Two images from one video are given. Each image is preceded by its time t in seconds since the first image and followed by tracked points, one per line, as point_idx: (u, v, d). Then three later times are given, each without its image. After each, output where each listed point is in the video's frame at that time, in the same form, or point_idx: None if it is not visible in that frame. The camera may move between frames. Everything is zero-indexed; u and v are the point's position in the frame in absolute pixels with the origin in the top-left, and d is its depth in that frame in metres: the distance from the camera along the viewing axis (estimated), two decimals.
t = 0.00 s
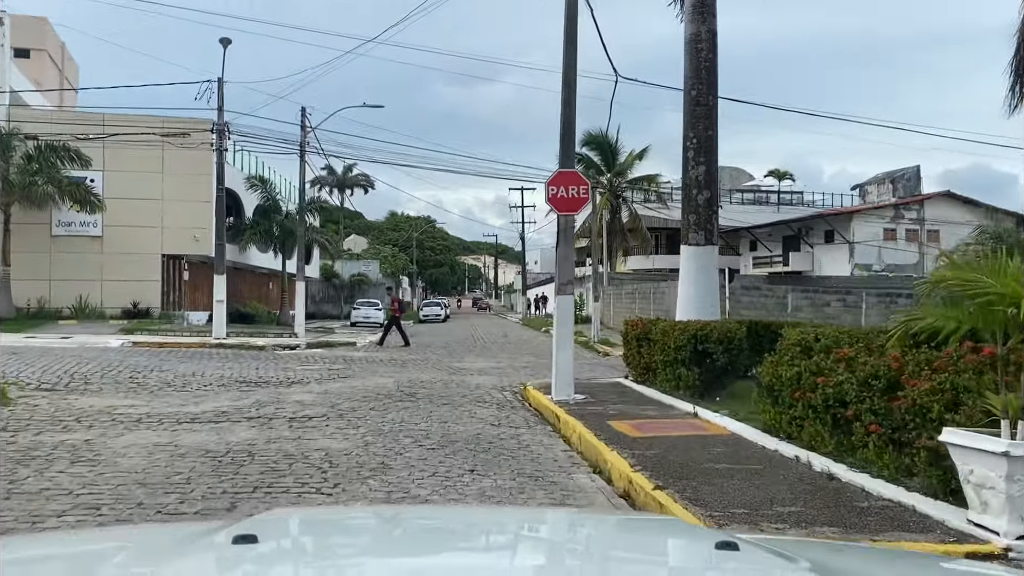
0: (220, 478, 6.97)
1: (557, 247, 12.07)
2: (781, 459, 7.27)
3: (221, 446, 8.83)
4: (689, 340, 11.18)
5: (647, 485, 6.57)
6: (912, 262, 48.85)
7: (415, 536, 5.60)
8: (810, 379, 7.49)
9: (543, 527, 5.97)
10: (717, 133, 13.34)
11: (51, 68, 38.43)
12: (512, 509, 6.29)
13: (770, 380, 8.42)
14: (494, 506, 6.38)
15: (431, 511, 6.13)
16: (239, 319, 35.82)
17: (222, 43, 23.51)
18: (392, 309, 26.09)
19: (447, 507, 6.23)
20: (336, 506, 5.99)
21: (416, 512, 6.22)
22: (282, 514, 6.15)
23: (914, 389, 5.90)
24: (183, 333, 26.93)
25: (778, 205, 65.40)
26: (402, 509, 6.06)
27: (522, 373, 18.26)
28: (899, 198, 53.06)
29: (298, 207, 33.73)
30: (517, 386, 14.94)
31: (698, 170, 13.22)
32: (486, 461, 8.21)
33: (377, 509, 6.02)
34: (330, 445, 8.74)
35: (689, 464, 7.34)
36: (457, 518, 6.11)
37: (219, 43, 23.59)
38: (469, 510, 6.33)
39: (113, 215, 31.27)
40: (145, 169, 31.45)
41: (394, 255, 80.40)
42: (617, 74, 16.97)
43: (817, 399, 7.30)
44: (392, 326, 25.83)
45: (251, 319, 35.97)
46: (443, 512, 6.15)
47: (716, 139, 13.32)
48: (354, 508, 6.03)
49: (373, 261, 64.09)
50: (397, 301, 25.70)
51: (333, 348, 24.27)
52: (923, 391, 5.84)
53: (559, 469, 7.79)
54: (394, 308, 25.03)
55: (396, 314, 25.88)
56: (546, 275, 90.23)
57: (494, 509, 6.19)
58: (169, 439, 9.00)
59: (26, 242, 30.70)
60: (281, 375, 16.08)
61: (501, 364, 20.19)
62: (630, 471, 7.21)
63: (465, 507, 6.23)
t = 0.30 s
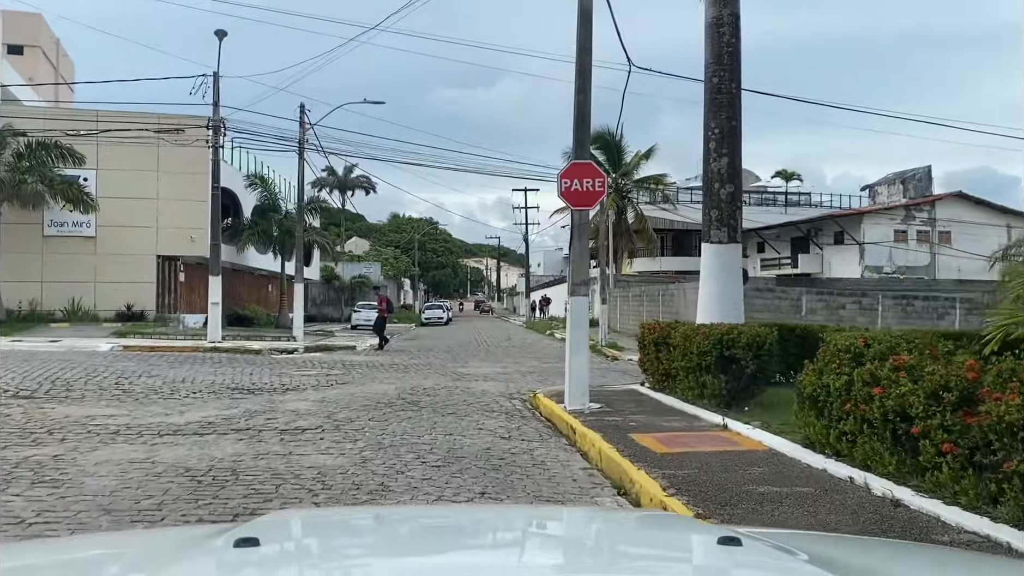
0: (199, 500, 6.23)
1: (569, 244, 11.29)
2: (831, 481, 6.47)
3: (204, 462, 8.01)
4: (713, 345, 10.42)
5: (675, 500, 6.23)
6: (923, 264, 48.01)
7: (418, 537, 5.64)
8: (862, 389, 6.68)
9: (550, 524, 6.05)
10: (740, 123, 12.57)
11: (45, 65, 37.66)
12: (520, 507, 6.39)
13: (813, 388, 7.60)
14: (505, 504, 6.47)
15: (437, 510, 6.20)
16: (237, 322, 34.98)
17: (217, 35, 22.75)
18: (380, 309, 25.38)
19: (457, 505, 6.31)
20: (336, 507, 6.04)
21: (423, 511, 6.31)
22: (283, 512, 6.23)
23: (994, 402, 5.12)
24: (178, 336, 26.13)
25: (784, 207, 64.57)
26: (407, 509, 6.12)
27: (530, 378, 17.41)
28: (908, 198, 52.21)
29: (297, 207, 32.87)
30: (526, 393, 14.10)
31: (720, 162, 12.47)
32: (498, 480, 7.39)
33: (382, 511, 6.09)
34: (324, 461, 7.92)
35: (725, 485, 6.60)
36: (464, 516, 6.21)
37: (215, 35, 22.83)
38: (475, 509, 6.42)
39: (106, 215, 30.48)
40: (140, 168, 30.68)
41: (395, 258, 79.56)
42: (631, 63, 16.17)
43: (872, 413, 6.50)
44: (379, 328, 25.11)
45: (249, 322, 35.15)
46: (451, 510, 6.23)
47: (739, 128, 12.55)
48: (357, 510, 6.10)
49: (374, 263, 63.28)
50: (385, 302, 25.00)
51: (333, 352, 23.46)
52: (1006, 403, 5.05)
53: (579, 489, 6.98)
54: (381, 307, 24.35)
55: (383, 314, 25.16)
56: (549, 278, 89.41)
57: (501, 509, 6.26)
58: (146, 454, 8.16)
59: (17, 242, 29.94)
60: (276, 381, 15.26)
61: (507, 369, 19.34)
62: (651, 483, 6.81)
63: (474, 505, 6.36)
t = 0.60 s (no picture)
0: (167, 522, 5.48)
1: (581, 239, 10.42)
2: (892, 508, 5.79)
3: (179, 479, 7.19)
4: (739, 348, 9.65)
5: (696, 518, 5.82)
6: (932, 263, 47.20)
7: (419, 526, 5.85)
8: (921, 402, 5.90)
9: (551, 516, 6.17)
10: (762, 110, 11.78)
11: (38, 60, 36.87)
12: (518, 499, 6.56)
13: (860, 398, 6.79)
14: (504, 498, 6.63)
15: (431, 502, 6.43)
16: (233, 322, 34.17)
17: (211, 25, 21.98)
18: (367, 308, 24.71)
19: (456, 497, 6.49)
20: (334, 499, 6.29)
21: (424, 504, 6.48)
22: (286, 505, 6.45)
23: None
24: (171, 337, 25.31)
25: (790, 206, 63.70)
26: (405, 503, 6.36)
27: (535, 382, 16.58)
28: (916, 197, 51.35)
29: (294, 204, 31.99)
30: (535, 399, 13.26)
31: (741, 152, 11.68)
32: (507, 502, 6.60)
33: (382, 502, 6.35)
34: (312, 478, 7.12)
35: (763, 509, 5.90)
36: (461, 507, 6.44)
37: (209, 26, 22.05)
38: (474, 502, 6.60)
39: (100, 213, 29.70)
40: (133, 164, 29.88)
41: (396, 258, 78.77)
42: (644, 51, 15.34)
43: (936, 429, 5.74)
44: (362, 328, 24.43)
45: (245, 323, 34.31)
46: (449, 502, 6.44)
47: (762, 116, 11.76)
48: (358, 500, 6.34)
49: (374, 263, 62.45)
50: (373, 301, 24.32)
51: (331, 354, 22.68)
52: None
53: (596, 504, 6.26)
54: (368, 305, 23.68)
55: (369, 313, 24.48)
56: (551, 278, 88.55)
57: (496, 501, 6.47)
58: (118, 470, 7.36)
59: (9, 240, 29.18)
60: (269, 385, 14.43)
61: (512, 372, 18.51)
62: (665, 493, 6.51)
63: (478, 520, 5.91)
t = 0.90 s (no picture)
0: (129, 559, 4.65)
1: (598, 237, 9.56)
2: (977, 545, 4.95)
3: (151, 504, 6.35)
4: (773, 354, 8.82)
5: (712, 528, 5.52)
6: (946, 262, 46.24)
7: (423, 540, 5.56)
8: (1006, 419, 5.03)
9: (557, 530, 5.92)
10: (793, 97, 10.96)
11: (34, 56, 36.11)
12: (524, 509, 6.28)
13: (927, 413, 5.87)
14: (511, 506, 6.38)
15: (435, 512, 6.13)
16: (233, 324, 33.38)
17: (207, 15, 21.19)
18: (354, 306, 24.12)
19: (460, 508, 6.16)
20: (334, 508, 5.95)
21: (427, 515, 6.12)
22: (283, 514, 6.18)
23: None
24: (167, 339, 24.50)
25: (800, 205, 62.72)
26: (408, 513, 6.06)
27: (545, 388, 15.71)
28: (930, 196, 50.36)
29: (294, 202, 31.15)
30: (547, 407, 12.41)
31: (770, 141, 10.87)
32: (525, 532, 5.74)
33: (388, 512, 6.07)
34: (302, 502, 6.29)
35: (805, 533, 5.23)
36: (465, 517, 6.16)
37: (205, 16, 21.25)
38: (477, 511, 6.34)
39: (95, 211, 28.93)
40: (129, 162, 29.12)
41: (400, 259, 77.94)
42: (662, 39, 14.47)
43: None
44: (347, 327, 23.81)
45: (245, 324, 33.51)
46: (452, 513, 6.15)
47: (792, 103, 10.94)
48: (360, 512, 6.03)
49: (378, 264, 61.69)
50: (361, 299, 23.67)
51: (331, 357, 21.88)
52: None
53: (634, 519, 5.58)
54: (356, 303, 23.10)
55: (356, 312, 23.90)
56: (557, 278, 87.71)
57: (504, 511, 6.16)
58: (85, 493, 6.53)
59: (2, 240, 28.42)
60: (264, 392, 13.61)
61: (520, 376, 17.66)
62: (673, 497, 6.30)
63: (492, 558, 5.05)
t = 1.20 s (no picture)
0: None
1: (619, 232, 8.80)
2: None
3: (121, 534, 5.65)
4: (812, 359, 8.09)
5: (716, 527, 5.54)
6: (959, 262, 45.39)
7: (426, 538, 5.53)
8: None
9: (564, 527, 5.96)
10: (826, 82, 10.19)
11: (32, 53, 35.45)
12: (532, 508, 6.30)
13: (1011, 430, 5.02)
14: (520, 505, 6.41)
15: (436, 511, 6.14)
16: (234, 326, 32.68)
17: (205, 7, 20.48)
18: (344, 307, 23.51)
19: (466, 508, 6.14)
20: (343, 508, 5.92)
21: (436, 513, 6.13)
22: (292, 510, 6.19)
23: None
24: (165, 342, 23.78)
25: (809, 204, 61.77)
26: (410, 511, 6.09)
27: (555, 393, 14.95)
28: (942, 194, 49.35)
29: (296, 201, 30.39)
30: (561, 415, 11.63)
31: (803, 129, 10.10)
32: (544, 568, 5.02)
33: (389, 510, 6.11)
34: (292, 532, 5.54)
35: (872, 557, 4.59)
36: (470, 517, 6.15)
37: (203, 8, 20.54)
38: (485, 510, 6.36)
39: (93, 211, 28.24)
40: (128, 160, 28.41)
41: (405, 260, 77.26)
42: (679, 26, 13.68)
43: None
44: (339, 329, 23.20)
45: (246, 326, 32.81)
46: (458, 511, 6.17)
47: (826, 88, 10.16)
48: (361, 511, 6.06)
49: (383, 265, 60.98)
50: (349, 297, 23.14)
51: (333, 360, 21.18)
52: None
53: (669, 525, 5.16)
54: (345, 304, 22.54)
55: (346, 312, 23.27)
56: (563, 279, 86.91)
57: (512, 510, 6.15)
58: (48, 519, 5.81)
59: None
60: (261, 398, 12.86)
61: (530, 381, 16.90)
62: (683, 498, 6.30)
63: None
